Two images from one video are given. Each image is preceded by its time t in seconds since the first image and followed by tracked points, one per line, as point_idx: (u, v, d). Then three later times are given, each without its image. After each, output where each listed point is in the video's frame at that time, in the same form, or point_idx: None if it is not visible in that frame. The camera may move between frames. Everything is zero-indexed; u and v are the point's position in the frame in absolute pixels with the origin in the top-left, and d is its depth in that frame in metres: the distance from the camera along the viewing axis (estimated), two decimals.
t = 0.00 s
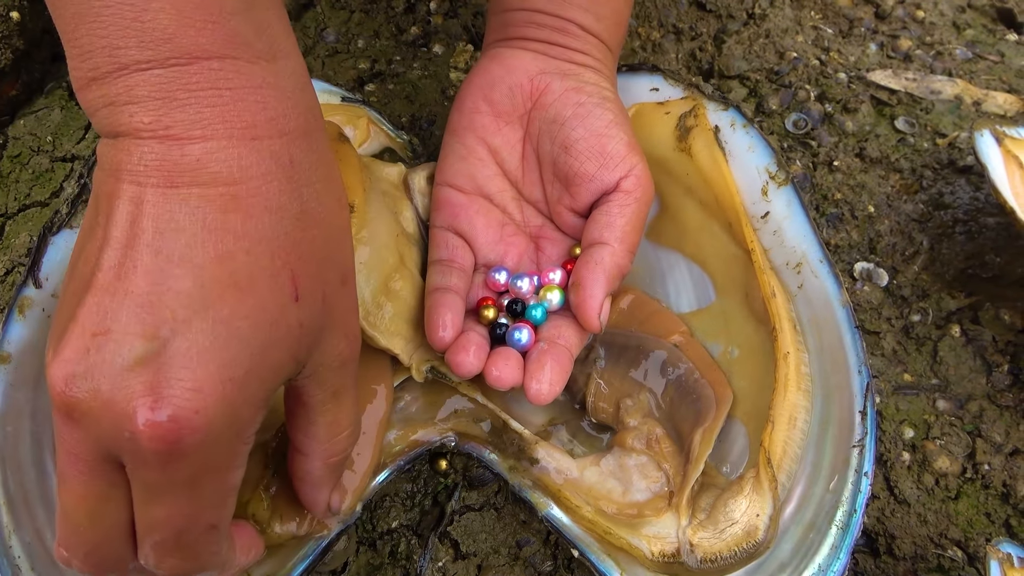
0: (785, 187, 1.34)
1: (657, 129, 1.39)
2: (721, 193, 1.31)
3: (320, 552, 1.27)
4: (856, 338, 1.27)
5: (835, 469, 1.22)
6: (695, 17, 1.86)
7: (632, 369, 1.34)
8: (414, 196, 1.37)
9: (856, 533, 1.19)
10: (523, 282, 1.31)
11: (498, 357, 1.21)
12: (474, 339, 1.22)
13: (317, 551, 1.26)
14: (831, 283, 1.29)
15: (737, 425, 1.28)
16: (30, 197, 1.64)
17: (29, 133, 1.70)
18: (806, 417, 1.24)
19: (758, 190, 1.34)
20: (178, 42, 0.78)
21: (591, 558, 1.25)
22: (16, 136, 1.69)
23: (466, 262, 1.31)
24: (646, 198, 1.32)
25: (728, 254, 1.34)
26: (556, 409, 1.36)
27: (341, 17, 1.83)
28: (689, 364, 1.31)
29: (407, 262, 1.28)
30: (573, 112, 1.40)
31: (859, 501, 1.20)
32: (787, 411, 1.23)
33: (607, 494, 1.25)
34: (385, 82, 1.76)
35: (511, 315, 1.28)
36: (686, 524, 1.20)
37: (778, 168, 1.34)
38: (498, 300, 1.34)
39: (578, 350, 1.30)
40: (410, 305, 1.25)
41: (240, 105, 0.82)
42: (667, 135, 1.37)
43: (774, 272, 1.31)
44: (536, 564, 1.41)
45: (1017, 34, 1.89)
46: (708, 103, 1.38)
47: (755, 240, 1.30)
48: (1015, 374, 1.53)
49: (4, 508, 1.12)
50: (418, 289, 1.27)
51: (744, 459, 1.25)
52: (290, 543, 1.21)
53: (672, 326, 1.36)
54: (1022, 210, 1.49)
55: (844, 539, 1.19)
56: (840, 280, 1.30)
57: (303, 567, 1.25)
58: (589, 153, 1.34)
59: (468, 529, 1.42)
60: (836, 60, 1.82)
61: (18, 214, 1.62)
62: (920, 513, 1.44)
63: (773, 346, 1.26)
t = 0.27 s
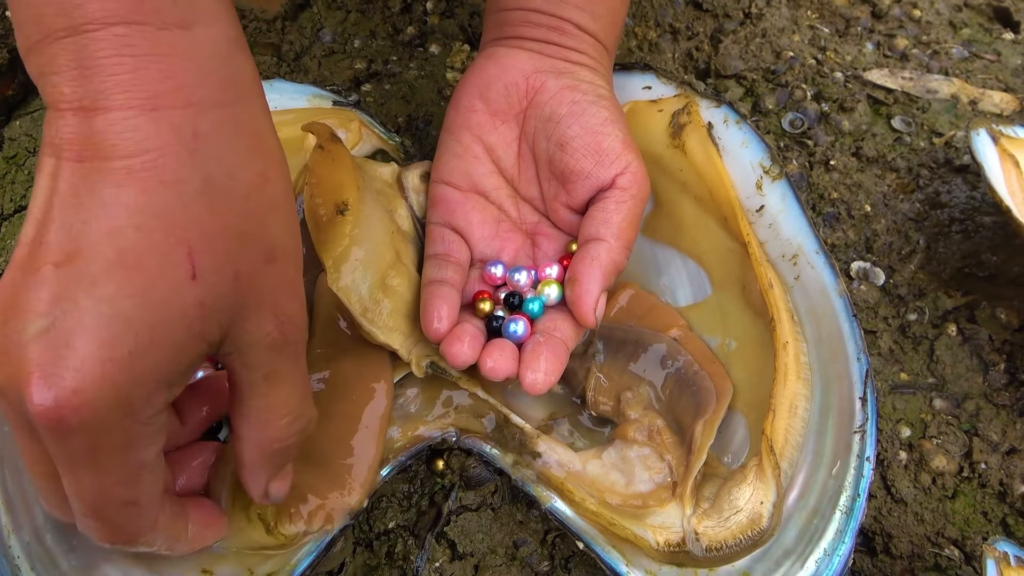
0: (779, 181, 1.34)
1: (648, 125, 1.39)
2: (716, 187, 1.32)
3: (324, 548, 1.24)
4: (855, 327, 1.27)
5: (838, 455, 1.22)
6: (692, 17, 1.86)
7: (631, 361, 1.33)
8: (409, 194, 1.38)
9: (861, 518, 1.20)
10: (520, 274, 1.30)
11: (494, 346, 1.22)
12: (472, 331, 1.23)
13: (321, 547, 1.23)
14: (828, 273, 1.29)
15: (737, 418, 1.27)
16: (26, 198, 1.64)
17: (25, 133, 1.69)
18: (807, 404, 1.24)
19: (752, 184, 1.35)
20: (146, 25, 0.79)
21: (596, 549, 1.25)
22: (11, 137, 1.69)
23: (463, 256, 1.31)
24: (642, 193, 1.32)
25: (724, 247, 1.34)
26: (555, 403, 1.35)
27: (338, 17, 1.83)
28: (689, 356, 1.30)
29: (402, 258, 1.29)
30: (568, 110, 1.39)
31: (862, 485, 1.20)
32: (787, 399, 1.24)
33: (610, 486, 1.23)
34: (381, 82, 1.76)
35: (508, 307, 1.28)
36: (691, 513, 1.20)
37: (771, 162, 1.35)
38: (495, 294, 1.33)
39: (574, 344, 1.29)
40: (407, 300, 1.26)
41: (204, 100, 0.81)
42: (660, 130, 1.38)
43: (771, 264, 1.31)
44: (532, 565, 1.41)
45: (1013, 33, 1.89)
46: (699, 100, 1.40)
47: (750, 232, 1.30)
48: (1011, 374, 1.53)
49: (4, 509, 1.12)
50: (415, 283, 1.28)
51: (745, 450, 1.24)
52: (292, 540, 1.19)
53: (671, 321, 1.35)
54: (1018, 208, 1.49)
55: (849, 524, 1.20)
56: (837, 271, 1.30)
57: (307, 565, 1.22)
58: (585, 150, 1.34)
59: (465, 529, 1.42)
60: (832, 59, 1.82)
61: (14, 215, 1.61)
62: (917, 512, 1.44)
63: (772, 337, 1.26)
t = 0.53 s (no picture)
0: (780, 183, 1.34)
1: (650, 127, 1.39)
2: (715, 189, 1.31)
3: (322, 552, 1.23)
4: (855, 330, 1.26)
5: (837, 459, 1.21)
6: (690, 15, 1.86)
7: (631, 364, 1.33)
8: (408, 194, 1.36)
9: (860, 523, 1.19)
10: (521, 280, 1.31)
11: (495, 355, 1.22)
12: (471, 338, 1.22)
13: (319, 550, 1.22)
14: (828, 276, 1.29)
15: (738, 421, 1.27)
16: (23, 199, 1.63)
17: (22, 134, 1.69)
18: (806, 408, 1.24)
19: (753, 185, 1.34)
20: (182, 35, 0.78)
21: (594, 552, 1.24)
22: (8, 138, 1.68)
23: (463, 260, 1.31)
24: (643, 200, 1.32)
25: (724, 249, 1.34)
26: (555, 405, 1.34)
27: (336, 16, 1.82)
28: (690, 360, 1.30)
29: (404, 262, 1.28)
30: (570, 114, 1.39)
31: (861, 490, 1.19)
32: (787, 403, 1.23)
33: (609, 488, 1.23)
34: (380, 82, 1.75)
35: (508, 313, 1.28)
36: (690, 516, 1.19)
37: (773, 164, 1.34)
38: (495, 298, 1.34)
39: (574, 352, 1.29)
40: (404, 302, 1.25)
41: (221, 110, 0.79)
42: (660, 131, 1.37)
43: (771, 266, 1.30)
44: (533, 565, 1.41)
45: (1013, 31, 1.89)
46: (701, 100, 1.38)
47: (750, 235, 1.29)
48: (1011, 372, 1.53)
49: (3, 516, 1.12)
50: (414, 286, 1.27)
51: (744, 452, 1.25)
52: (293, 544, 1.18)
53: (672, 324, 1.35)
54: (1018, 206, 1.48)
55: (848, 528, 1.19)
56: (838, 274, 1.30)
57: (305, 567, 1.21)
58: (587, 155, 1.34)
59: (465, 530, 1.42)
60: (832, 58, 1.82)
61: (11, 216, 1.61)
62: (918, 511, 1.43)
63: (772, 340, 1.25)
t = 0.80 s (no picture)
0: (779, 183, 1.33)
1: (647, 127, 1.39)
2: (714, 188, 1.32)
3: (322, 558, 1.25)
4: (855, 330, 1.26)
5: (838, 458, 1.21)
6: (689, 15, 1.86)
7: (628, 365, 1.33)
8: (403, 194, 1.35)
9: (861, 521, 1.18)
10: (520, 284, 1.30)
11: (496, 358, 1.21)
12: (472, 340, 1.23)
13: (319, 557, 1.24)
14: (828, 276, 1.29)
15: (739, 422, 1.27)
16: (21, 199, 1.63)
17: (21, 134, 1.68)
18: (805, 408, 1.23)
19: (751, 186, 1.34)
20: (194, 65, 0.78)
21: (597, 551, 1.24)
22: (7, 138, 1.68)
23: (462, 263, 1.31)
24: (642, 209, 1.33)
25: (722, 249, 1.34)
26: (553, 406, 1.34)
27: (334, 17, 1.82)
28: (690, 360, 1.30)
29: (399, 264, 1.28)
30: (572, 119, 1.38)
31: (861, 488, 1.19)
32: (787, 402, 1.23)
33: (610, 488, 1.23)
34: (378, 82, 1.75)
35: (508, 317, 1.28)
36: (691, 515, 1.19)
37: (771, 164, 1.34)
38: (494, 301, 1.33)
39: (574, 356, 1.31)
40: (399, 307, 1.25)
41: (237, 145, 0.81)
42: (659, 131, 1.37)
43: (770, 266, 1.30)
44: (532, 564, 1.41)
45: (1011, 30, 1.89)
46: (699, 100, 1.38)
47: (749, 235, 1.29)
48: (1010, 371, 1.53)
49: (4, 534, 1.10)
50: (411, 294, 1.28)
51: (745, 451, 1.25)
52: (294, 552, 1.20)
53: (673, 324, 1.34)
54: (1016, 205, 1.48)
55: (849, 526, 1.18)
56: (837, 274, 1.29)
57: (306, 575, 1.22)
58: (588, 161, 1.34)
59: (464, 529, 1.42)
60: (831, 57, 1.82)
61: (9, 216, 1.61)
62: (917, 510, 1.43)
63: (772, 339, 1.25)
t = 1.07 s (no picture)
0: (777, 183, 1.32)
1: (645, 126, 1.39)
2: (713, 190, 1.32)
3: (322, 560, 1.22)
4: (853, 330, 1.25)
5: (836, 458, 1.20)
6: (688, 15, 1.86)
7: (626, 365, 1.34)
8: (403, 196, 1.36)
9: (860, 521, 1.17)
10: (520, 287, 1.30)
11: (495, 359, 1.21)
12: (471, 345, 1.23)
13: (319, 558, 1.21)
14: (826, 277, 1.28)
15: (739, 425, 1.27)
16: (21, 200, 1.63)
17: (20, 135, 1.68)
18: (803, 409, 1.23)
19: (750, 186, 1.33)
20: (228, 59, 0.80)
21: (597, 552, 1.22)
22: (6, 139, 1.68)
23: (463, 266, 1.31)
24: (643, 212, 1.33)
25: (720, 250, 1.34)
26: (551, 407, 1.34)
27: (333, 17, 1.83)
28: (690, 360, 1.31)
29: (399, 267, 1.28)
30: (571, 122, 1.39)
31: (860, 488, 1.18)
32: (786, 402, 1.22)
33: (610, 488, 1.23)
34: (377, 82, 1.75)
35: (508, 320, 1.29)
36: (691, 515, 1.19)
37: (769, 165, 1.33)
38: (494, 304, 1.33)
39: (575, 359, 1.31)
40: (399, 309, 1.26)
41: (269, 133, 0.82)
42: (658, 132, 1.37)
43: (768, 267, 1.29)
44: (531, 564, 1.41)
45: (1010, 30, 1.89)
46: (698, 100, 1.37)
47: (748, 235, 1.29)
48: (1008, 370, 1.53)
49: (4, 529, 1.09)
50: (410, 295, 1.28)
51: (743, 450, 1.25)
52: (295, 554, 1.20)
53: (672, 325, 1.34)
54: (1014, 206, 1.49)
55: (848, 527, 1.17)
56: (835, 274, 1.29)
57: None
58: (587, 164, 1.34)
59: (463, 529, 1.42)
60: (829, 57, 1.82)
61: (9, 217, 1.61)
62: (915, 509, 1.44)
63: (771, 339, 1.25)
